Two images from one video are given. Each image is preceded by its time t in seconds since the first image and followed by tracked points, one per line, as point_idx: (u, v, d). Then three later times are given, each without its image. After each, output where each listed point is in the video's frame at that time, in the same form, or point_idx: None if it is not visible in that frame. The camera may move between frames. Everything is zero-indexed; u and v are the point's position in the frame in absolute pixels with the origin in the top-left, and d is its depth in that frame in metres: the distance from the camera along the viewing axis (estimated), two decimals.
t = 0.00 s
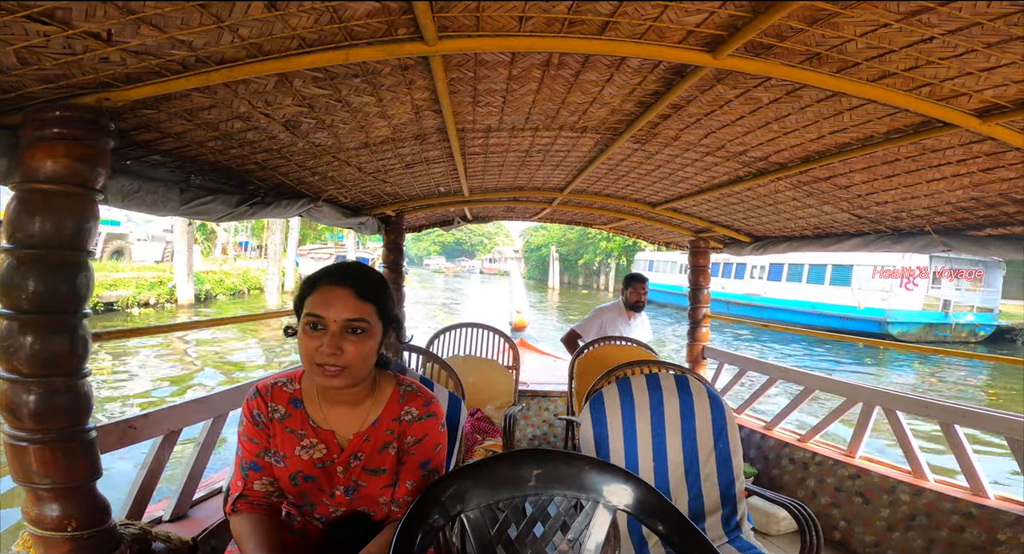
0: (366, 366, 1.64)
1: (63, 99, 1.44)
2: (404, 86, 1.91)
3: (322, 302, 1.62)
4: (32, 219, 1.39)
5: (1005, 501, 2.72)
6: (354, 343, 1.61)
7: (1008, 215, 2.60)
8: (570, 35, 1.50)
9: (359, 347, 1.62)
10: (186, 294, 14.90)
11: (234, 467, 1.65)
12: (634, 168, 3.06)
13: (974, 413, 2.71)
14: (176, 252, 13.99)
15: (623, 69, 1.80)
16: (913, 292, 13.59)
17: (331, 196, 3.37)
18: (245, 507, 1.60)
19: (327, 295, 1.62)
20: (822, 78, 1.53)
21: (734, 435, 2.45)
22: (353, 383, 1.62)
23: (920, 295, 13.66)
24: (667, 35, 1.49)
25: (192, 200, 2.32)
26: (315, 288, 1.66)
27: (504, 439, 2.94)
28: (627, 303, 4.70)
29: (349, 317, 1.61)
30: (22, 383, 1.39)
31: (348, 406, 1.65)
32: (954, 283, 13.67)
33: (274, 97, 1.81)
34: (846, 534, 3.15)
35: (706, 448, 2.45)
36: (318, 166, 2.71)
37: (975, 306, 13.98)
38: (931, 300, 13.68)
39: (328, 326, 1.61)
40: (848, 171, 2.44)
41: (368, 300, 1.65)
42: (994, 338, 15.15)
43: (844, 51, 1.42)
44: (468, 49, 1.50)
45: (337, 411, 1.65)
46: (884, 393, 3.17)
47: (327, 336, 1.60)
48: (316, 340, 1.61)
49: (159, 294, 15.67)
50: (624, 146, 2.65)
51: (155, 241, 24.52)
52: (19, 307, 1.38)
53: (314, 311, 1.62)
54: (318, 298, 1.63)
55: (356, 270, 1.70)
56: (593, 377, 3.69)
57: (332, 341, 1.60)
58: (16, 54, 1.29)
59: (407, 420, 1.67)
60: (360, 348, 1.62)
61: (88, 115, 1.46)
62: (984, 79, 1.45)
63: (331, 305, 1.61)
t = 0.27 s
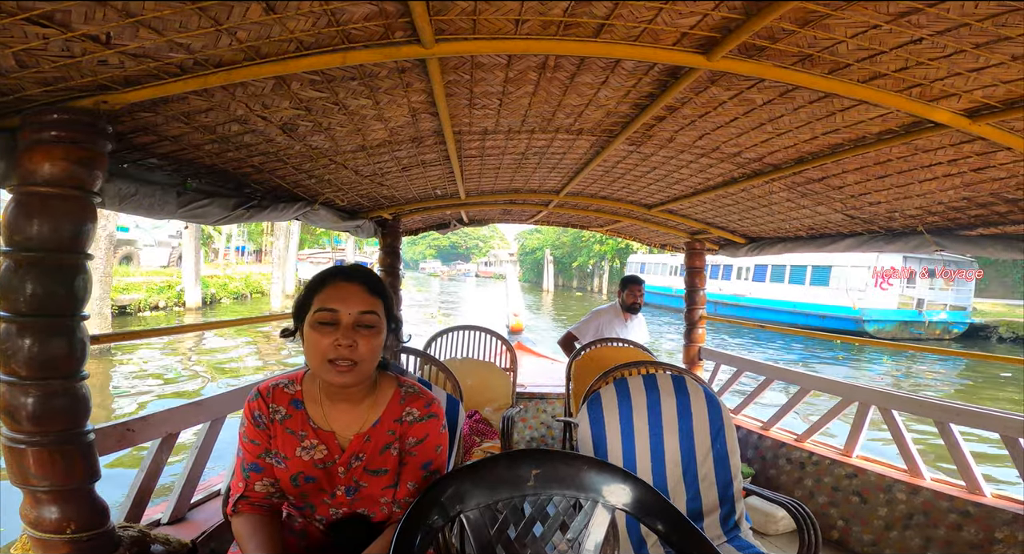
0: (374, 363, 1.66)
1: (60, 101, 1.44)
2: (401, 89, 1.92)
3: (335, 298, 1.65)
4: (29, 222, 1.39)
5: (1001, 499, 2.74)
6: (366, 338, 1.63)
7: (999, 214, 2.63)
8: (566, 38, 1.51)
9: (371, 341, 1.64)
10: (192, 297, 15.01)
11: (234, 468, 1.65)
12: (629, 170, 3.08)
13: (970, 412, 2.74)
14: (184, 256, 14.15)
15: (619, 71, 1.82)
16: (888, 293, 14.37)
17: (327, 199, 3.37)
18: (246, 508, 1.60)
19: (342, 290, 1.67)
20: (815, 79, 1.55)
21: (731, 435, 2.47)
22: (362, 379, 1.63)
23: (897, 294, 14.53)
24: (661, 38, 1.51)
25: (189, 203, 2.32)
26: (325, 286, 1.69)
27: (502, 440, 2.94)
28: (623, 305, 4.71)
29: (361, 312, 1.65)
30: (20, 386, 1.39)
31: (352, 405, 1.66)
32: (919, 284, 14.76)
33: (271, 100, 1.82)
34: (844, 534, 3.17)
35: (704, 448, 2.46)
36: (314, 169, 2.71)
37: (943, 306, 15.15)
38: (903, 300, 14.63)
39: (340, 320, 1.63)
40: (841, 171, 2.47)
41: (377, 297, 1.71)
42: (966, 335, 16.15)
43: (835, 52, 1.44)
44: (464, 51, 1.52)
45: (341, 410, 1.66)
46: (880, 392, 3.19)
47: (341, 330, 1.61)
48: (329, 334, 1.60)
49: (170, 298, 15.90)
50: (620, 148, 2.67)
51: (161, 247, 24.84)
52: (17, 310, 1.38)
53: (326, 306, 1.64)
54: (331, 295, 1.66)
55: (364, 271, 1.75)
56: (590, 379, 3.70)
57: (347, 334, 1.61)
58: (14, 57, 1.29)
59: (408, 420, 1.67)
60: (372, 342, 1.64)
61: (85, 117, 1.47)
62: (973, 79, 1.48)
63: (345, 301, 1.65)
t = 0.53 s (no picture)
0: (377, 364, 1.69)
1: (49, 109, 1.45)
2: (388, 94, 1.95)
3: (331, 306, 1.65)
4: (21, 228, 1.39)
5: (990, 490, 2.79)
6: (368, 340, 1.66)
7: (975, 208, 2.70)
8: (548, 40, 1.55)
9: (374, 343, 1.67)
10: (191, 306, 14.65)
11: (232, 473, 1.64)
12: (615, 171, 3.13)
13: (955, 403, 2.79)
14: (180, 266, 14.16)
15: (601, 73, 1.86)
16: (857, 288, 14.44)
17: (316, 205, 3.39)
18: (246, 512, 1.59)
19: (338, 296, 1.67)
20: (789, 78, 1.60)
21: (722, 429, 2.50)
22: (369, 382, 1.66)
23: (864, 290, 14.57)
24: (640, 39, 1.55)
25: (177, 210, 2.33)
26: (318, 295, 1.68)
27: (496, 441, 2.96)
28: (613, 306, 4.76)
29: (360, 316, 1.67)
30: (12, 392, 1.39)
31: (353, 407, 1.67)
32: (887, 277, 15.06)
33: (259, 105, 1.83)
34: (838, 527, 3.21)
35: (695, 443, 2.50)
36: (303, 175, 2.73)
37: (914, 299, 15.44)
38: (873, 294, 14.78)
39: (341, 329, 1.64)
40: (821, 169, 2.53)
41: (369, 299, 1.72)
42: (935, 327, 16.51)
43: (808, 51, 1.49)
44: (449, 55, 1.54)
45: (342, 414, 1.66)
46: (868, 386, 3.24)
47: (344, 338, 1.63)
48: (335, 344, 1.62)
49: (169, 307, 16.01)
50: (605, 149, 2.71)
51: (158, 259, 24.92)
52: (7, 316, 1.38)
53: (325, 315, 1.64)
54: (327, 303, 1.66)
55: (352, 275, 1.75)
56: (582, 378, 3.74)
57: (351, 341, 1.63)
58: (3, 64, 1.30)
59: (405, 419, 1.68)
60: (374, 342, 1.67)
61: (75, 125, 1.47)
62: (940, 75, 1.54)
63: (342, 307, 1.65)
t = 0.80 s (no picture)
0: (372, 370, 1.66)
1: (52, 104, 1.44)
2: (393, 91, 1.93)
3: (327, 307, 1.63)
4: (22, 225, 1.38)
5: (995, 495, 2.77)
6: (362, 346, 1.63)
7: (988, 212, 2.66)
8: (556, 38, 1.52)
9: (368, 348, 1.64)
10: (209, 298, 15.15)
11: (226, 474, 1.63)
12: (622, 170, 3.10)
13: (962, 408, 2.76)
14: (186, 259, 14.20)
15: (609, 71, 1.83)
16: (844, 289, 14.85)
17: (320, 201, 3.37)
18: (241, 513, 1.58)
19: (334, 298, 1.64)
20: (802, 79, 1.57)
21: (726, 433, 2.49)
22: (360, 387, 1.63)
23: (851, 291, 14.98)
24: (650, 37, 1.52)
25: (181, 206, 2.31)
26: (317, 295, 1.67)
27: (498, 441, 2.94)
28: (618, 305, 4.73)
29: (356, 320, 1.64)
30: (13, 389, 1.38)
31: (346, 410, 1.65)
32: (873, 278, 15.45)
33: (264, 102, 1.82)
34: (841, 531, 3.19)
35: (699, 446, 2.48)
36: (307, 172, 2.71)
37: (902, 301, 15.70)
38: (859, 295, 15.17)
39: (335, 330, 1.62)
40: (832, 170, 2.49)
41: (370, 303, 1.69)
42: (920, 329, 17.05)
43: (822, 51, 1.46)
44: (455, 53, 1.52)
45: (335, 416, 1.64)
46: (874, 389, 3.21)
47: (337, 341, 1.61)
48: (326, 346, 1.60)
49: (188, 299, 16.27)
50: (612, 148, 2.68)
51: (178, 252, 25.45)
52: (9, 313, 1.37)
53: (320, 316, 1.62)
54: (325, 304, 1.64)
55: (356, 277, 1.73)
56: (586, 378, 3.71)
57: (343, 345, 1.61)
58: (5, 60, 1.29)
59: (405, 423, 1.67)
60: (369, 349, 1.64)
61: (77, 120, 1.46)
62: (958, 77, 1.50)
63: (338, 309, 1.63)
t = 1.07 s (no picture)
0: (377, 365, 1.64)
1: (70, 95, 1.44)
2: (410, 87, 1.91)
3: (330, 302, 1.61)
4: (38, 215, 1.38)
5: (1001, 504, 2.72)
6: (365, 340, 1.61)
7: (1008, 221, 2.62)
8: (579, 37, 1.51)
9: (371, 343, 1.61)
10: (227, 288, 15.43)
11: (233, 470, 1.62)
12: (635, 171, 3.07)
13: (971, 416, 2.73)
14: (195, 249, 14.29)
15: (630, 72, 1.81)
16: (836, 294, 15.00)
17: (332, 195, 3.37)
18: (247, 510, 1.57)
19: (337, 292, 1.62)
20: (828, 83, 1.54)
21: (734, 437, 2.46)
22: (364, 382, 1.61)
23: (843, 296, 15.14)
24: (674, 38, 1.50)
25: (195, 198, 2.31)
26: (321, 289, 1.65)
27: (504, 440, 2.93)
28: (626, 307, 4.71)
29: (359, 315, 1.61)
30: (23, 381, 1.39)
31: (354, 406, 1.63)
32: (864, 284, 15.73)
33: (280, 95, 1.81)
34: (843, 537, 3.16)
35: (706, 450, 2.46)
36: (321, 166, 2.71)
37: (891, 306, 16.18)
38: (852, 300, 15.43)
39: (338, 324, 1.60)
40: (850, 176, 2.45)
41: (374, 297, 1.66)
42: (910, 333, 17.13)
43: (851, 56, 1.43)
44: (475, 50, 1.51)
45: (343, 412, 1.63)
46: (882, 396, 3.18)
47: (339, 335, 1.59)
48: (327, 340, 1.59)
49: (208, 288, 16.54)
50: (627, 149, 2.66)
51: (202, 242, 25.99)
52: (22, 304, 1.38)
53: (324, 310, 1.61)
54: (328, 297, 1.62)
55: (360, 270, 1.70)
56: (593, 378, 3.70)
57: (345, 339, 1.59)
58: (26, 49, 1.28)
59: (413, 422, 1.65)
60: (372, 343, 1.62)
61: (96, 111, 1.46)
62: (990, 84, 1.47)
63: (341, 303, 1.61)
